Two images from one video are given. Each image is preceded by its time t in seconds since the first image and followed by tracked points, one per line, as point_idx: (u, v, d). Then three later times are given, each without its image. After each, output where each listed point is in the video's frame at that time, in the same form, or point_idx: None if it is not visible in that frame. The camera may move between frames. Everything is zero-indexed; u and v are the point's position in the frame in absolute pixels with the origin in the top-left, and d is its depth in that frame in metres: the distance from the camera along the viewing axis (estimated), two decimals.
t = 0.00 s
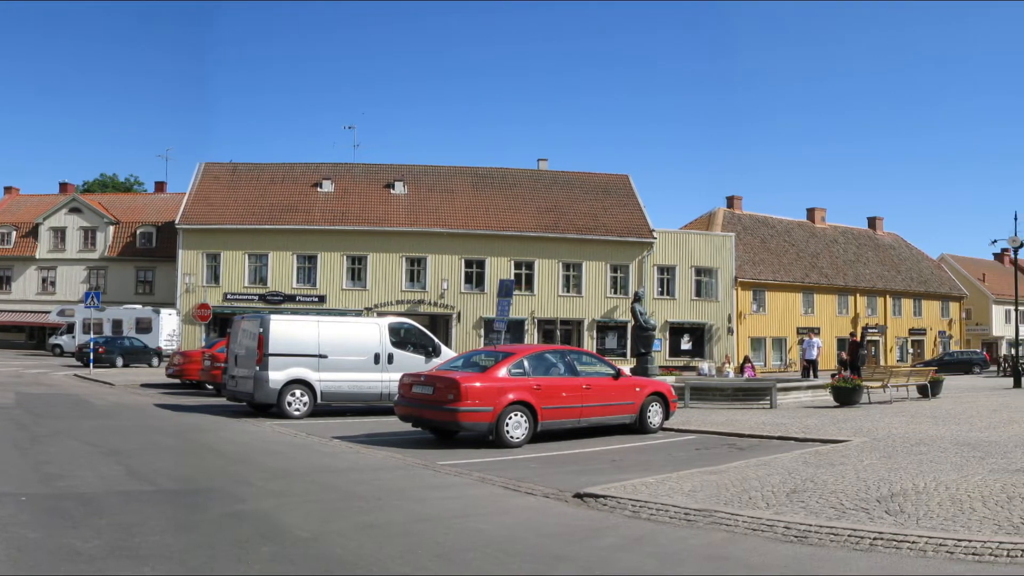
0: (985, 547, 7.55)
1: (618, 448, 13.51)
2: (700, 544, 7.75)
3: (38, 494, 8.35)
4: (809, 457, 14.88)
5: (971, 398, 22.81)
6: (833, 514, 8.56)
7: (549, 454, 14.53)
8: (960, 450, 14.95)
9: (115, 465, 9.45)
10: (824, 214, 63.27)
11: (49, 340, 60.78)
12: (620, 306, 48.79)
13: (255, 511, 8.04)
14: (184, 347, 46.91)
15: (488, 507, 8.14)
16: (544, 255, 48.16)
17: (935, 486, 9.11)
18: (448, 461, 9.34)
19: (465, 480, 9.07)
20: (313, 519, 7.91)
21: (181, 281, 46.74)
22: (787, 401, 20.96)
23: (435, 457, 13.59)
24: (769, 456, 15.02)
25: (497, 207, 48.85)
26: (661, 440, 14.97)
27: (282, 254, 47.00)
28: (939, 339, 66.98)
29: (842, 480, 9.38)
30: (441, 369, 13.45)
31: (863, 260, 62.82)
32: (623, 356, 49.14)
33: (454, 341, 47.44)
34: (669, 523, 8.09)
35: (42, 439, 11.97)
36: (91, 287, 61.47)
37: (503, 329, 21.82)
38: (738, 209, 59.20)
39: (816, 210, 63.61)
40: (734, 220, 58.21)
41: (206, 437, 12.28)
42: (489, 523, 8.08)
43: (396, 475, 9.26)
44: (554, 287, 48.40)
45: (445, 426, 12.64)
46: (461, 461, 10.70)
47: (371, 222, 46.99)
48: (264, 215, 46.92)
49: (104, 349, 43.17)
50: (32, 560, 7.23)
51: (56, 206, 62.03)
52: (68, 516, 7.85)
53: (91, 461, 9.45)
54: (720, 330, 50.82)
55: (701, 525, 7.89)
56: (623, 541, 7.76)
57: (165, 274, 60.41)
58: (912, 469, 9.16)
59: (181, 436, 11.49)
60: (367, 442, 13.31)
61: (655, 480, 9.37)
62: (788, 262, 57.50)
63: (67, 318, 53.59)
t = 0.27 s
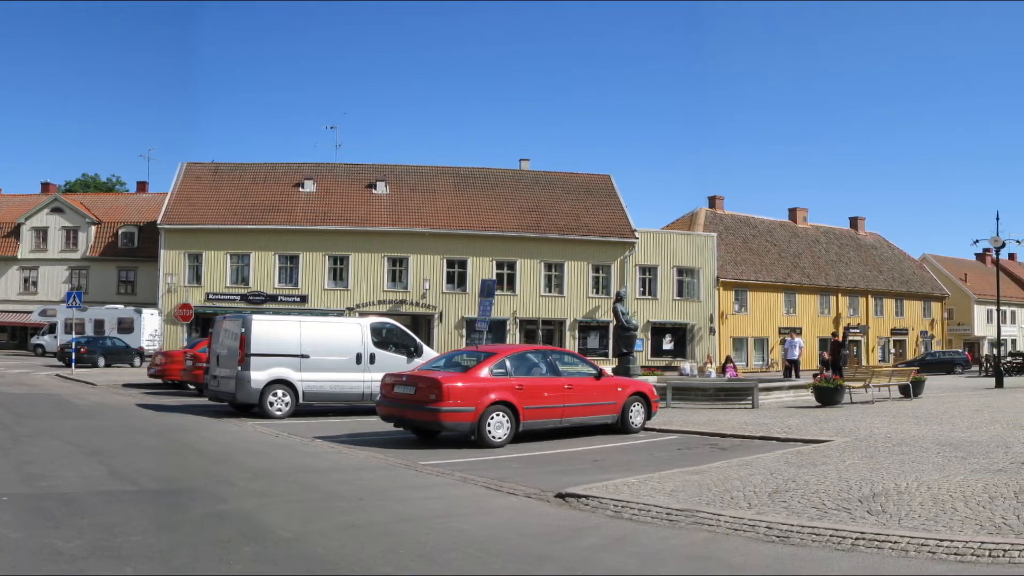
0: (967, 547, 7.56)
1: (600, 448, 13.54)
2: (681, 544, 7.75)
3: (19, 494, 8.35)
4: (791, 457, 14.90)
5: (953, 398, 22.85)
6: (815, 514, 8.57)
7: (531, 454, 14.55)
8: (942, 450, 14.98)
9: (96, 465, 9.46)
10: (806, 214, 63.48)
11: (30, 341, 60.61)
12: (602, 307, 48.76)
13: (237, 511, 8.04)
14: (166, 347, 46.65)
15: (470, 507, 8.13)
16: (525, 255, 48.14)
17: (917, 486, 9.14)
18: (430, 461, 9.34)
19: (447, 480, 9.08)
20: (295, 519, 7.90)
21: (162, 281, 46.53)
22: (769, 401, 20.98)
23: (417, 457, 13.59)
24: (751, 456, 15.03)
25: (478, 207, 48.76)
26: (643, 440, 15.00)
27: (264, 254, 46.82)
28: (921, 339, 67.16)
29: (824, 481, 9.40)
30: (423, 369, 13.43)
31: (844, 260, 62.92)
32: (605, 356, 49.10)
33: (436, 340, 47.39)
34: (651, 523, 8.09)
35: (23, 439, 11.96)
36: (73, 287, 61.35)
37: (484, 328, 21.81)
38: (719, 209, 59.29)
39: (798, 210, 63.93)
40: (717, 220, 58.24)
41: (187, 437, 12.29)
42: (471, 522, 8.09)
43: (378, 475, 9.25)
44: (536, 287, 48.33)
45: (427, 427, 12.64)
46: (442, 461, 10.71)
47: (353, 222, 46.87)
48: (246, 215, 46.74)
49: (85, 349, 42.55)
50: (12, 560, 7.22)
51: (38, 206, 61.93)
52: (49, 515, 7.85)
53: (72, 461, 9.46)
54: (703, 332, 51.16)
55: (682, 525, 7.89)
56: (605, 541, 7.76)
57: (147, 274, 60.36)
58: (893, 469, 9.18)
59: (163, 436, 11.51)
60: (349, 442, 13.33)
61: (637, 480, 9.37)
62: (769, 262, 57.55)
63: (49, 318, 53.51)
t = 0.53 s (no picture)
0: (948, 546, 7.57)
1: (582, 448, 13.55)
2: (663, 544, 7.75)
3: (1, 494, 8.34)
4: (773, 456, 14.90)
5: (934, 398, 22.89)
6: (797, 514, 8.57)
7: (513, 454, 14.55)
8: (924, 450, 15.00)
9: (78, 465, 9.48)
10: (787, 214, 63.65)
11: (12, 340, 60.46)
12: (583, 306, 48.73)
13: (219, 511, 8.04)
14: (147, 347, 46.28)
15: (451, 507, 8.14)
16: (506, 255, 48.01)
17: (898, 486, 9.16)
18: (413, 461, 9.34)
19: (429, 481, 9.08)
20: (277, 519, 7.91)
21: (144, 282, 46.18)
22: (751, 401, 20.99)
23: (399, 457, 13.60)
24: (733, 456, 15.04)
25: (460, 207, 48.58)
26: (625, 440, 15.02)
27: (245, 254, 46.44)
28: (902, 339, 67.28)
29: (806, 481, 9.41)
30: (404, 368, 13.42)
31: (826, 260, 62.97)
32: (587, 356, 49.02)
33: (418, 341, 47.09)
34: (633, 523, 8.08)
35: (5, 439, 11.97)
36: (55, 287, 61.24)
37: (466, 328, 21.78)
38: (701, 209, 59.34)
39: (780, 210, 64.12)
40: (698, 220, 58.28)
41: (169, 437, 12.30)
42: (453, 522, 8.09)
43: (360, 475, 9.26)
44: (517, 287, 48.24)
45: (409, 427, 12.63)
46: (423, 461, 10.72)
47: (335, 222, 46.51)
48: (228, 215, 46.40)
49: (67, 349, 42.91)
50: None
51: (20, 206, 61.86)
52: (31, 515, 7.84)
53: (54, 461, 9.47)
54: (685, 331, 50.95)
55: (664, 525, 7.90)
56: (587, 541, 7.76)
57: (128, 273, 60.38)
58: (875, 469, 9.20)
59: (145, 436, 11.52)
60: (331, 442, 13.34)
61: (618, 480, 9.37)
62: (751, 262, 57.55)
63: (31, 318, 53.40)
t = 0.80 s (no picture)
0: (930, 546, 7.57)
1: (564, 448, 13.56)
2: (644, 544, 7.75)
3: None
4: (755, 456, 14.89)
5: (915, 398, 22.95)
6: (779, 514, 8.57)
7: (495, 454, 14.55)
8: (905, 450, 15.03)
9: (60, 465, 9.49)
10: (769, 214, 63.70)
11: None
12: (565, 307, 48.69)
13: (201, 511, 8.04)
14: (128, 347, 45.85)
15: (433, 507, 8.14)
16: (487, 255, 47.82)
17: (880, 486, 9.22)
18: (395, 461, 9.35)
19: (410, 480, 9.09)
20: (259, 519, 7.90)
21: (126, 281, 45.59)
22: (733, 401, 20.99)
23: (381, 457, 13.60)
24: (714, 456, 15.04)
25: (442, 207, 48.40)
26: (607, 440, 15.04)
27: (227, 253, 46.10)
28: (884, 339, 67.36)
29: (788, 480, 9.43)
30: (386, 369, 13.41)
31: (807, 260, 63.00)
32: (570, 356, 48.94)
33: (400, 341, 46.84)
34: (614, 523, 8.09)
35: None
36: (36, 287, 61.11)
37: (448, 328, 21.74)
38: (683, 209, 59.37)
39: (762, 210, 64.11)
40: (679, 220, 58.29)
41: (150, 436, 12.32)
42: (434, 522, 8.09)
43: (342, 475, 9.28)
44: (499, 288, 48.11)
45: (391, 427, 12.62)
46: (405, 461, 10.74)
47: (317, 222, 46.22)
48: (209, 215, 46.05)
49: (49, 349, 43.18)
50: None
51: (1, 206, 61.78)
52: (13, 516, 7.84)
53: (36, 461, 9.48)
54: (666, 331, 51.22)
55: (646, 525, 7.90)
56: (568, 541, 7.76)
57: (110, 274, 60.47)
58: (857, 469, 9.26)
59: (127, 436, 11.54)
60: (312, 442, 13.35)
61: (599, 480, 9.36)
62: (732, 262, 57.55)
63: (12, 319, 53.18)
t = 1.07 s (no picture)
0: (911, 546, 7.57)
1: (545, 448, 13.60)
2: (626, 544, 7.76)
3: None
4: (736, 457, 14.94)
5: (897, 398, 22.98)
6: (760, 514, 8.58)
7: (476, 454, 14.56)
8: (887, 450, 15.08)
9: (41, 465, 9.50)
10: (750, 214, 63.77)
11: None
12: (546, 306, 48.69)
13: (181, 510, 8.05)
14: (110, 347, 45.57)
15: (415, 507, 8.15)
16: (469, 255, 47.80)
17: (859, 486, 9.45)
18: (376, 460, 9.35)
19: (392, 481, 9.11)
20: (240, 519, 7.91)
21: (107, 282, 45.37)
22: (714, 401, 21.00)
23: (362, 457, 13.61)
24: (696, 457, 15.06)
25: (422, 207, 48.34)
26: (589, 439, 15.08)
27: (209, 253, 45.89)
28: (866, 339, 67.42)
29: (769, 480, 9.15)
30: (368, 369, 13.40)
31: (789, 260, 63.07)
32: (550, 356, 48.91)
33: (381, 341, 46.78)
34: (596, 523, 8.08)
35: None
36: (18, 287, 60.88)
37: (430, 328, 21.70)
38: (664, 209, 59.46)
39: (743, 210, 64.19)
40: (661, 220, 58.33)
41: (131, 436, 12.34)
42: (415, 522, 8.10)
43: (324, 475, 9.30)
44: (481, 288, 48.03)
45: (373, 427, 12.62)
46: (387, 461, 10.76)
47: (298, 222, 46.05)
48: (191, 215, 45.85)
49: (30, 349, 43.21)
50: None
51: None
52: None
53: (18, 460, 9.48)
54: (648, 331, 51.07)
55: (627, 525, 7.90)
56: (549, 542, 7.76)
57: (92, 274, 60.49)
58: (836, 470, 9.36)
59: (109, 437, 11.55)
60: (293, 442, 13.37)
61: (581, 480, 9.38)
62: (714, 262, 57.58)
63: None
